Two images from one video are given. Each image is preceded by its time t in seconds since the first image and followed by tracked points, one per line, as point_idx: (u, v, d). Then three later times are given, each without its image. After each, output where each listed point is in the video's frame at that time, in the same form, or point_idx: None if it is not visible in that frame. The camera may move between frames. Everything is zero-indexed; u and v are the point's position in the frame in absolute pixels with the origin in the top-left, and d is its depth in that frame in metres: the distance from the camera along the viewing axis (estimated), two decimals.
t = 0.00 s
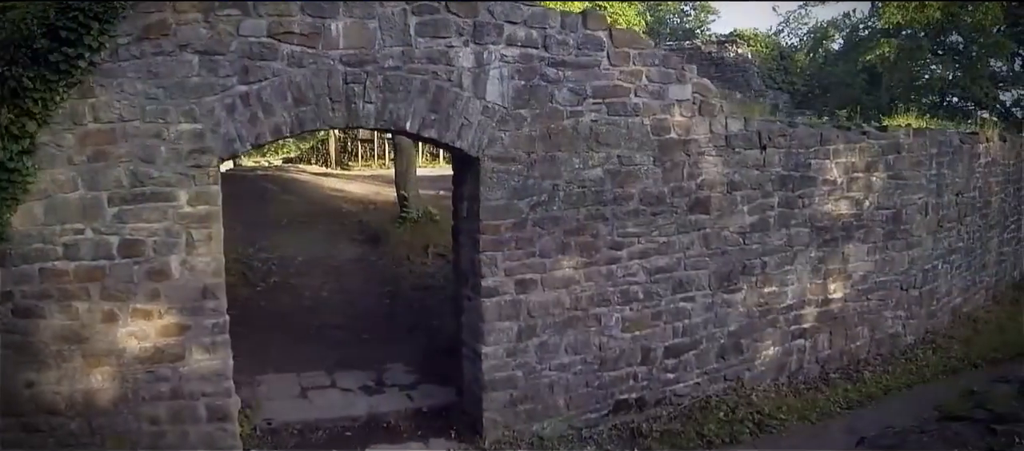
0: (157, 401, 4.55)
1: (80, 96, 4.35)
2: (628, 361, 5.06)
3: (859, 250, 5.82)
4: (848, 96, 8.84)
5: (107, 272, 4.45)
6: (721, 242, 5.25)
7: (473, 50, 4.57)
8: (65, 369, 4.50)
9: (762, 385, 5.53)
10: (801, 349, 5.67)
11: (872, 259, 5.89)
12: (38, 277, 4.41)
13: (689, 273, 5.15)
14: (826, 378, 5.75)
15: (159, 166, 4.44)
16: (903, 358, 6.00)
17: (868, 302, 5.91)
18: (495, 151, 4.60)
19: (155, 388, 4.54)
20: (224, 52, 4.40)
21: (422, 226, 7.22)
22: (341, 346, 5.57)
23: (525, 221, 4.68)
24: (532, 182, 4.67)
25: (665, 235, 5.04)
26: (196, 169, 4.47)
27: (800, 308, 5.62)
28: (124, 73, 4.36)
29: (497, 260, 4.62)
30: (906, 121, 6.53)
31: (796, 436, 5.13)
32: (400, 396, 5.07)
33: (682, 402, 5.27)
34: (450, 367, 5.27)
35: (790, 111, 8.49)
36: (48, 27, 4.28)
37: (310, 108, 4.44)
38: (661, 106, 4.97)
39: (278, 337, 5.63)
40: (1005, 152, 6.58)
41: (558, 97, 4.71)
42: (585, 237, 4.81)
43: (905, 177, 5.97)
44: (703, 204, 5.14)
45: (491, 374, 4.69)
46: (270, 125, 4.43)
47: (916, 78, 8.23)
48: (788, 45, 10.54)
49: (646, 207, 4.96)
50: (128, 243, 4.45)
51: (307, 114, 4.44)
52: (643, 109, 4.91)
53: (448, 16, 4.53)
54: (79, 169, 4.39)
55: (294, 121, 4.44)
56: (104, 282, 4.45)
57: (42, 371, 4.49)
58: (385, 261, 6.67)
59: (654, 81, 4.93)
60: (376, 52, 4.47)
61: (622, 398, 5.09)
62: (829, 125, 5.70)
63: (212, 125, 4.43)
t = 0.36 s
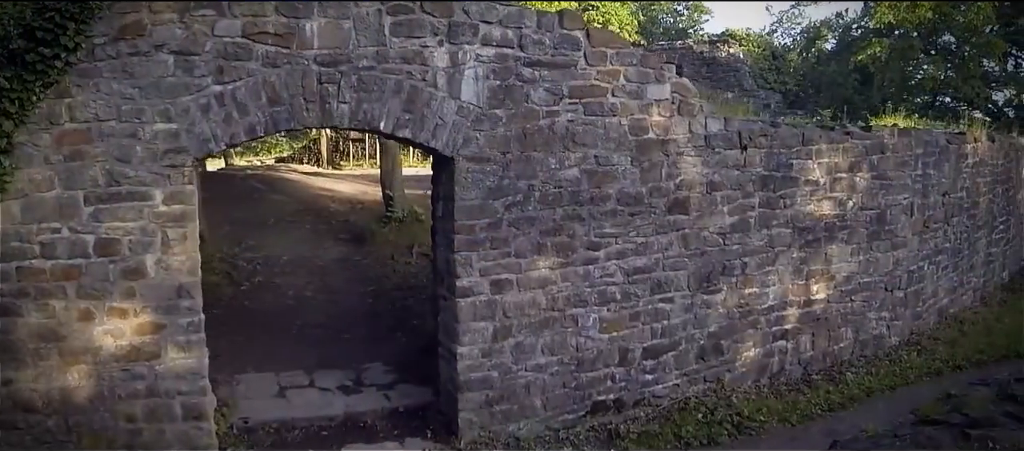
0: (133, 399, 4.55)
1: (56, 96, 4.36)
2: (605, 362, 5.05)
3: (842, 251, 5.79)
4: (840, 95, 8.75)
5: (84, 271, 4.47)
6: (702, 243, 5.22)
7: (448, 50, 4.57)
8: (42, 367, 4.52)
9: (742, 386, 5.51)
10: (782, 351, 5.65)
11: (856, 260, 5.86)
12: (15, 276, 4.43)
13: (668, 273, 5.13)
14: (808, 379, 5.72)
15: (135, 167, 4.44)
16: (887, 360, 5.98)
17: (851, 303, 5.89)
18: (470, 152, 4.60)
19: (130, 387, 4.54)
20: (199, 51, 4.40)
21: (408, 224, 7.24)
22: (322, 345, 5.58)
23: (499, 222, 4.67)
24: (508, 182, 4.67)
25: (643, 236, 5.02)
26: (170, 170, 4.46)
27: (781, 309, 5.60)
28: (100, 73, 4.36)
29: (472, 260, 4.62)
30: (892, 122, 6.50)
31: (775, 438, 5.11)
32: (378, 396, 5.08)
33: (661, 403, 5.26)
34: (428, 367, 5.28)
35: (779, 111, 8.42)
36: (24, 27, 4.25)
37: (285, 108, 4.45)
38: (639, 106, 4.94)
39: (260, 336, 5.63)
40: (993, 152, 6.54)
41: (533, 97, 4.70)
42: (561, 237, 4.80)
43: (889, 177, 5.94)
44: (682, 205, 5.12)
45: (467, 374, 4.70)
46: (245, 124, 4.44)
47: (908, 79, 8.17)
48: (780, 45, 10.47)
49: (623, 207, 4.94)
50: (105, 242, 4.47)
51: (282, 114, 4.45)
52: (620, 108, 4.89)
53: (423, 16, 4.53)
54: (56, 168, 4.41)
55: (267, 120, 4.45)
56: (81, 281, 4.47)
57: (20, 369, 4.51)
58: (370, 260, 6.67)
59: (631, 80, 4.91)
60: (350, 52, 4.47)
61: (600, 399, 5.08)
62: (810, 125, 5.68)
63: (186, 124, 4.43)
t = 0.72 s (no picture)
0: (105, 399, 4.54)
1: (29, 97, 4.37)
2: (578, 364, 5.04)
3: (821, 253, 5.77)
4: (828, 96, 8.33)
5: (55, 271, 4.46)
6: (677, 245, 5.21)
7: (418, 50, 4.57)
8: (14, 367, 4.51)
9: (719, 389, 5.49)
10: (760, 354, 5.62)
11: (835, 262, 5.83)
12: None
13: (642, 276, 5.12)
14: (787, 383, 5.70)
15: (106, 167, 4.43)
16: (867, 363, 5.95)
17: (831, 306, 5.86)
18: (441, 153, 4.60)
19: (102, 386, 4.53)
20: (170, 53, 4.40)
21: (391, 224, 7.23)
22: (299, 346, 5.58)
23: (470, 223, 4.67)
24: (478, 184, 4.67)
25: (617, 238, 5.01)
26: (142, 170, 4.46)
27: (759, 312, 5.58)
28: (72, 74, 4.37)
29: (443, 262, 4.62)
30: (875, 124, 6.47)
31: (751, 441, 5.09)
32: (352, 397, 5.08)
33: (635, 406, 5.25)
34: (403, 369, 5.29)
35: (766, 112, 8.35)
36: None
37: (254, 109, 4.45)
38: (612, 106, 4.93)
39: (237, 337, 5.63)
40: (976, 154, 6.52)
41: (505, 97, 4.69)
42: (532, 239, 4.80)
43: (870, 179, 5.91)
44: (656, 206, 5.11)
45: (438, 376, 4.70)
46: (215, 125, 4.44)
47: (897, 77, 8.09)
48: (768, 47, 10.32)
49: (596, 209, 4.93)
50: (77, 243, 4.46)
51: (252, 116, 4.45)
52: (593, 109, 4.88)
53: (394, 17, 4.53)
54: (28, 169, 4.41)
55: (238, 122, 4.45)
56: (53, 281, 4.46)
57: None
58: (351, 261, 6.68)
59: (605, 81, 4.90)
60: (321, 53, 4.48)
61: (573, 402, 5.08)
62: (789, 127, 5.65)
63: (157, 125, 4.42)
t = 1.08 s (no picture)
0: (80, 396, 4.53)
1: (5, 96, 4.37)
2: (555, 365, 5.02)
3: (805, 254, 5.72)
4: (822, 97, 8.73)
5: (32, 270, 4.46)
6: (656, 245, 5.18)
7: (392, 50, 4.57)
8: None
9: (699, 391, 5.46)
10: (741, 356, 5.59)
11: (819, 264, 5.79)
12: None
13: (620, 277, 5.10)
14: (769, 385, 5.66)
15: (82, 167, 4.43)
16: (852, 365, 5.90)
17: (815, 307, 5.82)
18: (415, 153, 4.60)
19: (77, 384, 4.53)
20: (144, 53, 4.39)
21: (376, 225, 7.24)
22: (279, 344, 5.58)
23: (444, 223, 4.67)
24: (453, 184, 4.67)
25: (594, 239, 4.99)
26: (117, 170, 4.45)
27: (741, 314, 5.54)
28: (48, 74, 4.37)
29: (416, 262, 4.62)
30: (862, 124, 6.43)
31: (730, 443, 5.05)
32: (328, 396, 5.08)
33: (614, 408, 5.23)
34: (380, 369, 5.28)
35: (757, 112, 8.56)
36: None
37: (228, 109, 4.46)
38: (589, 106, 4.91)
39: (218, 336, 5.63)
40: (965, 155, 6.47)
41: (479, 97, 4.69)
42: (507, 239, 4.79)
43: (854, 180, 5.86)
44: (635, 207, 5.08)
45: (413, 376, 4.70)
46: (190, 125, 4.45)
47: (890, 77, 8.15)
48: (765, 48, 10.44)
49: (572, 210, 4.92)
50: (52, 241, 4.45)
51: (225, 116, 4.46)
52: (569, 109, 4.87)
53: (367, 17, 4.54)
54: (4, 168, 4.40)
55: (212, 121, 4.46)
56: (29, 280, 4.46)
57: None
58: (336, 261, 6.69)
59: (581, 81, 4.88)
60: (294, 52, 4.48)
61: (550, 403, 5.06)
62: (772, 127, 5.62)
63: (132, 125, 4.42)
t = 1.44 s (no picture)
0: (59, 393, 4.52)
1: None
2: (533, 366, 5.01)
3: (790, 255, 5.68)
4: (818, 98, 8.74)
5: (10, 267, 4.44)
6: (637, 246, 5.15)
7: (368, 50, 4.57)
8: None
9: (681, 393, 5.43)
10: (725, 357, 5.55)
11: (805, 265, 5.74)
12: None
13: (600, 277, 5.07)
14: (753, 387, 5.62)
15: (60, 166, 4.43)
16: (838, 367, 5.85)
17: (800, 309, 5.78)
18: (391, 152, 4.60)
19: (56, 381, 4.51)
20: (121, 53, 4.39)
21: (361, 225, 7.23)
22: (262, 343, 5.59)
23: (419, 222, 4.66)
24: (429, 183, 4.66)
25: (572, 239, 4.97)
26: (95, 169, 4.45)
27: (724, 315, 5.51)
28: (26, 73, 4.37)
29: (392, 261, 4.62)
30: (852, 125, 6.37)
31: (710, 445, 5.01)
32: (308, 395, 5.08)
33: (593, 409, 5.20)
34: (361, 368, 5.29)
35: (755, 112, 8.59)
36: None
37: (204, 109, 4.46)
38: (567, 106, 4.90)
39: (203, 334, 5.63)
40: (956, 155, 6.41)
41: (455, 96, 4.68)
42: (484, 239, 4.78)
43: (841, 181, 5.81)
44: (615, 207, 5.06)
45: (389, 375, 4.70)
46: (167, 125, 4.45)
47: (885, 75, 8.04)
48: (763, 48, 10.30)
49: (550, 210, 4.90)
50: (31, 239, 4.44)
51: (202, 115, 4.46)
52: (547, 108, 4.85)
53: (343, 16, 4.54)
54: None
55: (188, 121, 4.46)
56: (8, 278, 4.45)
57: None
58: (323, 260, 6.70)
59: (559, 81, 4.86)
60: (270, 52, 4.49)
61: (528, 403, 5.04)
62: (757, 127, 5.58)
63: (110, 124, 4.42)
